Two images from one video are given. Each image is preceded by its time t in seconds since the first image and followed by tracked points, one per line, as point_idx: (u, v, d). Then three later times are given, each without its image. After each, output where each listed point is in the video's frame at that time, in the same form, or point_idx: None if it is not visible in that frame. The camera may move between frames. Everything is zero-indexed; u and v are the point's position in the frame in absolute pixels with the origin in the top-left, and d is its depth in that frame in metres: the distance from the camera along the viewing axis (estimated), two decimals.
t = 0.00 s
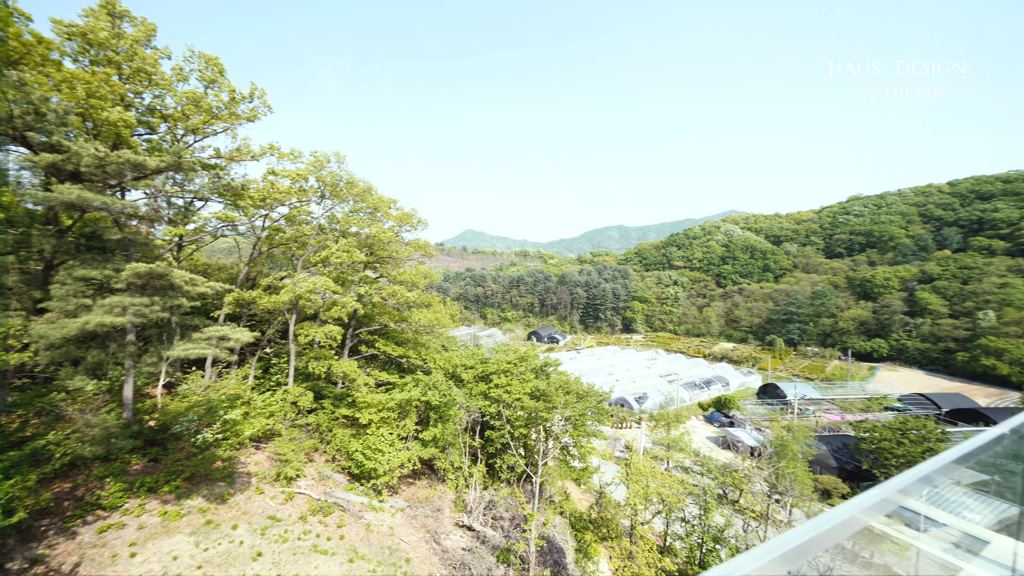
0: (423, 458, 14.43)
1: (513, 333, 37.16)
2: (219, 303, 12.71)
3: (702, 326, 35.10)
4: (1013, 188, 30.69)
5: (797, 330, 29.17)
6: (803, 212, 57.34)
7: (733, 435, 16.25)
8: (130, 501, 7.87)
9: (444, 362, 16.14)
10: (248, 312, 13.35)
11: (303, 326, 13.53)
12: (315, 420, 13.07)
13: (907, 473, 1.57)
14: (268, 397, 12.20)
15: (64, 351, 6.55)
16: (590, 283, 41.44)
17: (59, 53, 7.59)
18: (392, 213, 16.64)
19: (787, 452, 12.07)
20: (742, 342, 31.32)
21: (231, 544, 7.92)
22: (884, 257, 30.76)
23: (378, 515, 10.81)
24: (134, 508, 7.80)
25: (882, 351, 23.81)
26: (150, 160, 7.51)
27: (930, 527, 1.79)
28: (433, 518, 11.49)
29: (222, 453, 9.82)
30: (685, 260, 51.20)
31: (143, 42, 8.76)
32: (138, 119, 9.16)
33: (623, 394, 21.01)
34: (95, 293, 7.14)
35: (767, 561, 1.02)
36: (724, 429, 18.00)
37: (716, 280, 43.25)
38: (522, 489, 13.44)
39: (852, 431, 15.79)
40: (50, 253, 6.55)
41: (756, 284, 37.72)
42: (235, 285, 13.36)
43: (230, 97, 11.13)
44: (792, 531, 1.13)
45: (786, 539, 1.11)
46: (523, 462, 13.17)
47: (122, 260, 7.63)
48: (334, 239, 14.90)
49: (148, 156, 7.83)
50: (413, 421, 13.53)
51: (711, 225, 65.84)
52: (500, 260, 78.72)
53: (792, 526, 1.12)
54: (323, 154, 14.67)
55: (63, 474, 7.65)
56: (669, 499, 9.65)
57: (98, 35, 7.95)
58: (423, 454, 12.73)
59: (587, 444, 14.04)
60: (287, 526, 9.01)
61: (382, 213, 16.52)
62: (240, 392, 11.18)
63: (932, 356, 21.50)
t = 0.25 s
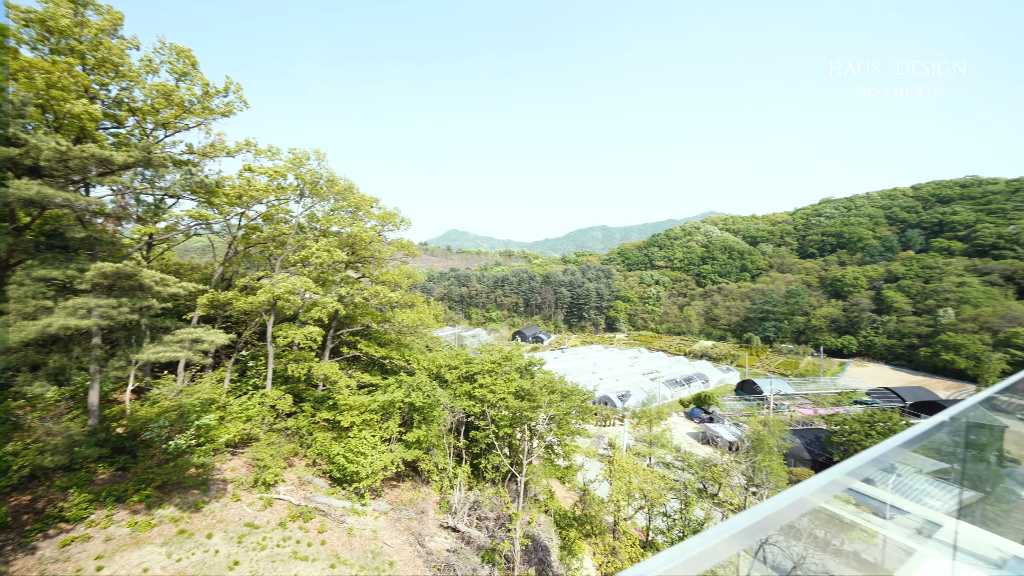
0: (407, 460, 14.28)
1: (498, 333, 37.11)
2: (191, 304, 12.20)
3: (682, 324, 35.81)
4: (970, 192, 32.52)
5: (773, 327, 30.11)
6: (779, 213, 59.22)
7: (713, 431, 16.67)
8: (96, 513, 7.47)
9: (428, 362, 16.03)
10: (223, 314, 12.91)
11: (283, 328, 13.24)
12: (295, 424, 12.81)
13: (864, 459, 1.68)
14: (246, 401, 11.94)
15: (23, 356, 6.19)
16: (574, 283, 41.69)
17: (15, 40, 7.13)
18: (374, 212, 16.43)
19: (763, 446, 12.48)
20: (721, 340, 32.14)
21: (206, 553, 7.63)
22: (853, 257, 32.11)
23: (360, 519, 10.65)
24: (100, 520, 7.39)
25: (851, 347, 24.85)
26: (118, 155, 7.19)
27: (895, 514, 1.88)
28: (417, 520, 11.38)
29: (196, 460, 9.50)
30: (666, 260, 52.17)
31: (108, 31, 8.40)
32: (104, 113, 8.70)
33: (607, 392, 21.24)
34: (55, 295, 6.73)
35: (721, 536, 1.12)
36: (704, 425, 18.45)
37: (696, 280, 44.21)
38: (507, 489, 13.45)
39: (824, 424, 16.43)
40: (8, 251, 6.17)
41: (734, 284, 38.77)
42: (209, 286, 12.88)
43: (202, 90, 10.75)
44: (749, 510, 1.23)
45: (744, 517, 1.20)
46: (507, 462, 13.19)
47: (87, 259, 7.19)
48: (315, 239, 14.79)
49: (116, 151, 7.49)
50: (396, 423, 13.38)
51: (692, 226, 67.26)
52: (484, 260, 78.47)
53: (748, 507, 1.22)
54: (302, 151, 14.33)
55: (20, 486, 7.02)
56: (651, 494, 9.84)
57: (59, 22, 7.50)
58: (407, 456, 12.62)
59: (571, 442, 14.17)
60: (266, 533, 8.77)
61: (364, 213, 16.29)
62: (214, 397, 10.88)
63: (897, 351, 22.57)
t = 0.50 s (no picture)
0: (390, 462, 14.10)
1: (482, 332, 36.97)
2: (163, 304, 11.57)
3: (663, 322, 36.39)
4: (931, 196, 34.25)
5: (750, 325, 31.02)
6: (754, 214, 61.03)
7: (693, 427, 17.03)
8: (58, 524, 6.87)
9: (411, 363, 15.92)
10: (196, 315, 12.41)
11: (261, 329, 12.91)
12: (274, 428, 12.53)
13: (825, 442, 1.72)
14: (221, 407, 11.68)
15: None
16: (558, 282, 41.86)
17: None
18: (356, 211, 16.16)
19: (740, 440, 12.84)
20: (701, 338, 32.88)
21: (178, 563, 7.33)
22: (824, 257, 33.44)
23: (342, 523, 10.48)
24: (62, 532, 6.80)
25: (823, 344, 25.88)
26: (79, 148, 6.93)
27: (862, 503, 1.96)
28: (401, 522, 11.25)
29: (168, 467, 9.19)
30: (648, 259, 52.98)
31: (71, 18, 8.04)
32: (67, 102, 8.07)
33: (590, 390, 21.45)
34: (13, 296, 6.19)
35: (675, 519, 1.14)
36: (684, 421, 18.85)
37: (677, 279, 45.05)
38: (492, 489, 13.45)
39: (797, 418, 17.02)
40: None
41: (713, 283, 39.73)
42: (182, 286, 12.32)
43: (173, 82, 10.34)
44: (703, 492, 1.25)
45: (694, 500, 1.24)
46: (492, 461, 13.19)
47: (49, 257, 6.66)
48: (294, 237, 14.58)
49: (81, 144, 7.14)
50: (379, 425, 13.21)
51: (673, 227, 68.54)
52: (469, 259, 77.98)
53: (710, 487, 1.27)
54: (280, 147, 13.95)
55: None
56: (633, 490, 9.99)
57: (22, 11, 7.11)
58: (390, 457, 12.49)
59: (556, 441, 14.26)
60: (242, 541, 8.51)
61: (346, 211, 15.99)
62: (187, 400, 10.57)
63: (865, 347, 23.60)
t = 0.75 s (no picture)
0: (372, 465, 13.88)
1: (467, 332, 36.81)
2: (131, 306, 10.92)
3: (645, 321, 36.93)
4: (895, 200, 35.97)
5: (727, 323, 31.89)
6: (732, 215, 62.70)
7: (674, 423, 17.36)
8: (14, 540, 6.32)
9: (393, 364, 15.74)
10: (166, 316, 11.89)
11: (236, 331, 12.53)
12: (249, 432, 12.19)
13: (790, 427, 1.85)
14: (193, 413, 11.29)
15: None
16: (542, 282, 41.92)
17: None
18: (336, 209, 15.82)
19: (719, 436, 13.17)
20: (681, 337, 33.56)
21: None
22: (797, 258, 34.72)
23: (322, 528, 10.26)
24: (19, 547, 6.28)
25: (796, 341, 26.83)
26: (39, 141, 6.57)
27: (832, 494, 2.05)
28: (383, 526, 11.09)
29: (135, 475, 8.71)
30: (630, 259, 53.72)
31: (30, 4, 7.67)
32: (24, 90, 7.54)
33: (574, 389, 21.61)
34: None
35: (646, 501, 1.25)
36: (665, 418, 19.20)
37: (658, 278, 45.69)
38: (476, 489, 13.40)
39: (772, 413, 17.60)
40: None
41: (693, 282, 40.62)
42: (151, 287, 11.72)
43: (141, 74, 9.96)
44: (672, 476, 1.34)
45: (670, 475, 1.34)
46: (476, 462, 13.15)
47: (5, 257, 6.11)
48: (271, 235, 14.23)
49: (40, 135, 6.76)
50: (360, 427, 13.02)
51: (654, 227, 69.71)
52: (453, 259, 77.34)
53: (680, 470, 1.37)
54: (256, 143, 13.56)
55: None
56: (616, 487, 10.12)
57: None
58: (372, 460, 12.32)
59: (539, 440, 14.30)
60: (216, 550, 8.20)
61: (326, 209, 15.65)
62: (157, 405, 10.14)
63: (836, 344, 24.60)
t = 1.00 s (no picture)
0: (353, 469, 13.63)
1: (450, 332, 36.61)
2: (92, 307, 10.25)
3: (626, 320, 37.29)
4: (861, 203, 37.73)
5: (705, 322, 32.65)
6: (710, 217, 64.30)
7: (654, 420, 17.66)
8: None
9: (374, 365, 15.55)
10: (132, 318, 11.32)
11: (209, 333, 12.17)
12: (223, 437, 11.84)
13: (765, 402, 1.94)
14: (164, 418, 10.90)
15: None
16: (525, 281, 41.81)
17: None
18: (315, 207, 15.45)
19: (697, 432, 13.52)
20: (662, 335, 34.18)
21: None
22: (770, 258, 35.94)
23: (300, 534, 10.04)
24: None
25: (770, 338, 27.79)
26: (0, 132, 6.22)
27: (803, 484, 2.15)
28: (364, 530, 10.93)
29: (100, 486, 8.23)
30: (612, 259, 54.32)
31: None
32: None
33: (557, 388, 21.71)
34: None
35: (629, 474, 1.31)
36: (646, 415, 19.53)
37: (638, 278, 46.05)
38: (459, 490, 13.32)
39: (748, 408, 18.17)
40: None
41: (673, 281, 41.48)
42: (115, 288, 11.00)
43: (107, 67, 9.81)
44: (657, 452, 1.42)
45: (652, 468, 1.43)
46: (459, 463, 13.09)
47: None
48: (247, 235, 13.86)
49: None
50: (340, 430, 12.81)
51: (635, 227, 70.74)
52: (436, 258, 76.49)
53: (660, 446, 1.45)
54: (229, 138, 13.28)
55: None
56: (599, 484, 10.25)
57: None
58: (353, 464, 12.11)
59: (523, 439, 14.32)
60: (189, 561, 7.89)
61: (303, 207, 15.28)
62: (122, 412, 9.73)
63: (807, 341, 25.61)
